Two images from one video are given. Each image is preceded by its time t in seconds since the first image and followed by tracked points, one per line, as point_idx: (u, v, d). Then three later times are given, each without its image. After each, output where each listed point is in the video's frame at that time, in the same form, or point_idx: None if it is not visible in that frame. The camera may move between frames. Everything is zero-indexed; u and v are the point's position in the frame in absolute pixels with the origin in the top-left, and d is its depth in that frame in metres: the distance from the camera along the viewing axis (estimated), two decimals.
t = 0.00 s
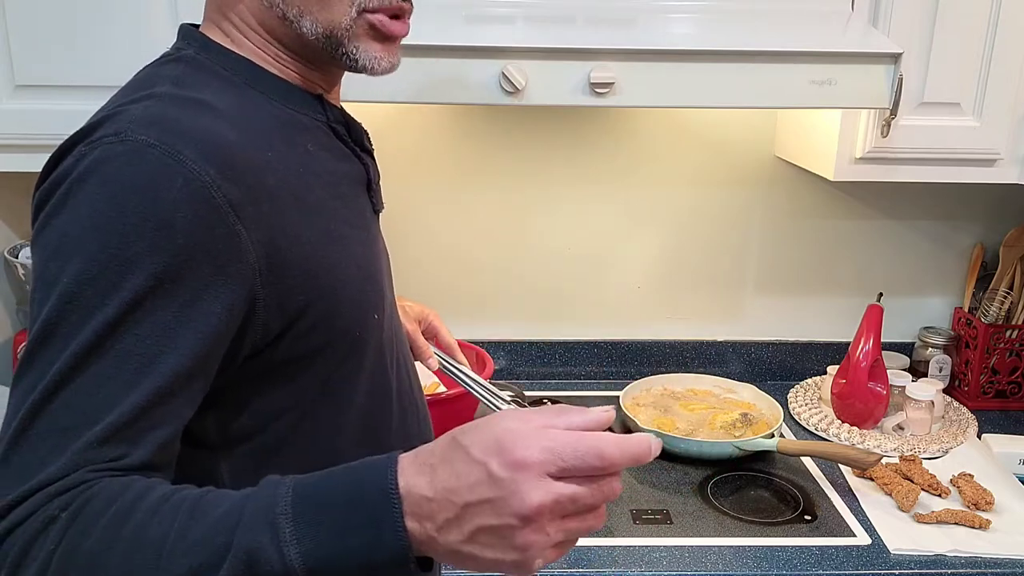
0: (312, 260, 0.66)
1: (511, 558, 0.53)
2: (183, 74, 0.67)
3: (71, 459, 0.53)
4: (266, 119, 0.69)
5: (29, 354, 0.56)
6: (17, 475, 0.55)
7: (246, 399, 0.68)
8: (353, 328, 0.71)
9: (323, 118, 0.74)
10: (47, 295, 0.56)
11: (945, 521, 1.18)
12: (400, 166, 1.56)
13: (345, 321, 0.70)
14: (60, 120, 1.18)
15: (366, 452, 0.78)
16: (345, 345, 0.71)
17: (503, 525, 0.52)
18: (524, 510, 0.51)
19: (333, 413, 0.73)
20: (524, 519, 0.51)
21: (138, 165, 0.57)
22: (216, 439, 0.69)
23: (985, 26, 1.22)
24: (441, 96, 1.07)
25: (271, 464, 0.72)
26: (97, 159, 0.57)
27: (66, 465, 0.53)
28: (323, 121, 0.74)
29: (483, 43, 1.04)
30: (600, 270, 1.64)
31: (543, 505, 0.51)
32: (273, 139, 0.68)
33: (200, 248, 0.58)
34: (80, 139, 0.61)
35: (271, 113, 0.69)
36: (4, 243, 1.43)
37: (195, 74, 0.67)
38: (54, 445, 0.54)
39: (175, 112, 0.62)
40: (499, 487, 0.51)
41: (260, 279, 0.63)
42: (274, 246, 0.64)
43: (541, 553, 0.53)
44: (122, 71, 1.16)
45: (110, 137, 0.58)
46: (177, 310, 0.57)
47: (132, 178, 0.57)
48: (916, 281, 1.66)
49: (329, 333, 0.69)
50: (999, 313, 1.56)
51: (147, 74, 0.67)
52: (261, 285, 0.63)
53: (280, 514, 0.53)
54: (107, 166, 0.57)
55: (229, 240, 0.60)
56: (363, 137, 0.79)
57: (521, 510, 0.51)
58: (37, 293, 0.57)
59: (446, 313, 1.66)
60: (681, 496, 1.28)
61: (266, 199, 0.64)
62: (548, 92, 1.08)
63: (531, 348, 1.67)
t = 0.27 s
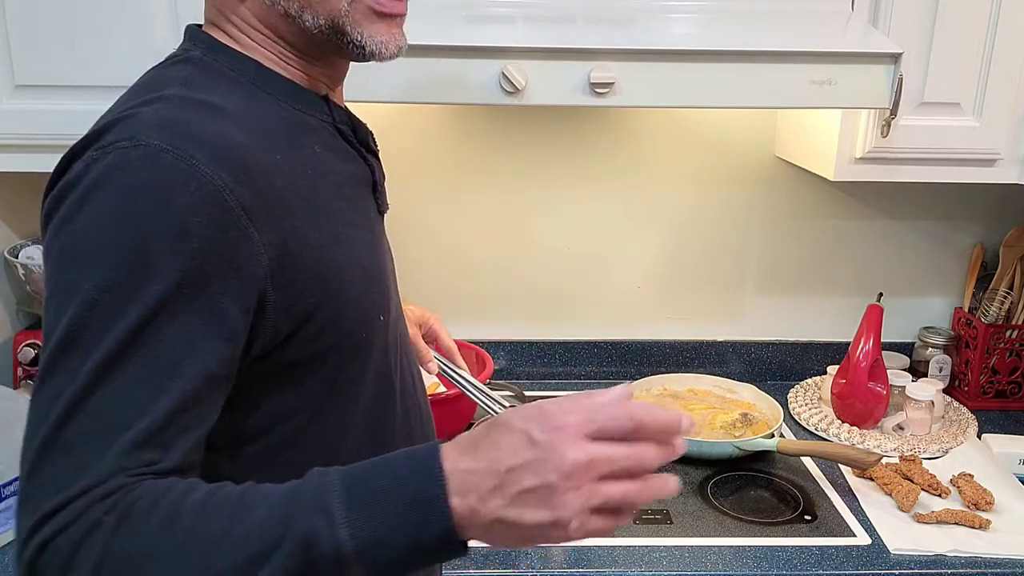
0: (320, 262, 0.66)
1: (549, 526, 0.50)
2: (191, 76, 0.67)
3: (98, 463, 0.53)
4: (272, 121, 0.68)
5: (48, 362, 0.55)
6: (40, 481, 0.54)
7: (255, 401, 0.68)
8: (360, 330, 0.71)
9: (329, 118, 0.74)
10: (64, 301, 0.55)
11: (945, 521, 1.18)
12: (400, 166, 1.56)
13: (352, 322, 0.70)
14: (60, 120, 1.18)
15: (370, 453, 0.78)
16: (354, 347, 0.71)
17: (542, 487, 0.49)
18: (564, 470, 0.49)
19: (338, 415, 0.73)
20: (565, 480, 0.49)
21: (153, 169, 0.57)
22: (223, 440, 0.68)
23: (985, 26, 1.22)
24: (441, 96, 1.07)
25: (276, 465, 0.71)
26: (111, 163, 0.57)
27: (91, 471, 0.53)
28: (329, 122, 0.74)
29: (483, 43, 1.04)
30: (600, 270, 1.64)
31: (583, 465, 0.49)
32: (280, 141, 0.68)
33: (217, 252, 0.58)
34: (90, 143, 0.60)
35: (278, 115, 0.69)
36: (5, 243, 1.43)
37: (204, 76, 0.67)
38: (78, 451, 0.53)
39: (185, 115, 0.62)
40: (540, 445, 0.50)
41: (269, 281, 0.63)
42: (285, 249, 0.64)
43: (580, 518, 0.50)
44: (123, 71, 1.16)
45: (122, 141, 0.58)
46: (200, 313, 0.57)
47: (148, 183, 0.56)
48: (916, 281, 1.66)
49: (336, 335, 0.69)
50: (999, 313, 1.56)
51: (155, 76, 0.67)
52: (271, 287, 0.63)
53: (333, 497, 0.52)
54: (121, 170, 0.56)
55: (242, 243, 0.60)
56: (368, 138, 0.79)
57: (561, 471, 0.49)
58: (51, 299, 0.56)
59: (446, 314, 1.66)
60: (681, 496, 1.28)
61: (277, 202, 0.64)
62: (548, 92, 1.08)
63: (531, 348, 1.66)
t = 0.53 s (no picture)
0: (325, 263, 0.67)
1: (576, 477, 0.55)
2: (197, 77, 0.66)
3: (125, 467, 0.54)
4: (277, 122, 0.68)
5: (68, 367, 0.55)
6: (68, 483, 0.55)
7: (258, 402, 0.68)
8: (364, 330, 0.71)
9: (332, 118, 0.74)
10: (80, 306, 0.55)
11: (945, 521, 1.18)
12: (401, 166, 1.56)
13: (356, 323, 0.70)
14: (60, 120, 1.18)
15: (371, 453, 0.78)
16: (359, 347, 0.71)
17: (565, 442, 0.56)
18: (582, 421, 0.56)
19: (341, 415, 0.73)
20: (584, 432, 0.56)
21: (165, 173, 0.57)
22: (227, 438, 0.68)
23: (985, 26, 1.22)
24: (441, 96, 1.07)
25: (279, 464, 0.71)
26: (123, 166, 0.57)
27: (119, 473, 0.54)
28: (332, 122, 0.74)
29: (483, 43, 1.04)
30: (600, 270, 1.64)
31: (598, 416, 0.56)
32: (285, 142, 0.68)
33: (232, 254, 0.59)
34: (98, 145, 0.60)
35: (282, 116, 0.69)
36: (5, 243, 1.43)
37: (210, 77, 0.67)
38: (108, 455, 0.54)
39: (193, 116, 0.62)
40: (559, 408, 0.57)
41: (276, 281, 0.63)
42: (292, 248, 0.64)
43: (603, 466, 0.55)
44: (124, 71, 1.16)
45: (132, 144, 0.58)
46: (216, 315, 0.57)
47: (162, 186, 0.56)
48: (916, 281, 1.66)
49: (340, 336, 0.69)
50: (999, 313, 1.56)
51: (159, 77, 0.67)
52: (278, 288, 0.63)
53: (382, 484, 0.57)
54: (134, 174, 0.56)
55: (254, 243, 0.60)
56: (369, 138, 0.79)
57: (580, 422, 0.56)
58: (64, 305, 0.56)
59: (446, 314, 1.66)
60: (681, 496, 1.28)
61: (284, 202, 0.64)
62: (548, 92, 1.08)
63: (531, 348, 1.66)
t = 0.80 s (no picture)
0: (324, 262, 0.67)
1: (546, 431, 0.65)
2: (197, 77, 0.66)
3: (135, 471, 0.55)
4: (277, 122, 0.69)
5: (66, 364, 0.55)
6: (70, 482, 0.55)
7: (255, 401, 0.68)
8: (361, 330, 0.70)
9: (332, 118, 0.74)
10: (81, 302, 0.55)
11: (945, 521, 1.18)
12: (400, 166, 1.56)
13: (354, 322, 0.69)
14: (60, 120, 1.18)
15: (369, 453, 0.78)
16: (358, 346, 0.71)
17: (529, 408, 0.67)
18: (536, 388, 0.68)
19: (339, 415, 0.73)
20: (541, 395, 0.67)
21: (167, 172, 0.57)
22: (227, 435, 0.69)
23: (985, 26, 1.22)
24: (441, 96, 1.07)
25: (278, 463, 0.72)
26: (124, 166, 0.57)
27: (128, 470, 0.55)
28: (332, 122, 0.74)
29: (483, 43, 1.04)
30: (600, 271, 1.64)
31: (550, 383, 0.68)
32: (285, 142, 0.68)
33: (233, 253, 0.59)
34: (99, 143, 0.60)
35: (282, 117, 0.69)
36: (5, 243, 1.43)
37: (209, 77, 0.67)
38: (114, 455, 0.55)
39: (194, 116, 0.62)
40: (515, 384, 0.69)
41: (273, 281, 0.63)
42: (291, 248, 0.64)
43: (568, 418, 0.66)
44: (124, 71, 1.16)
45: (134, 142, 0.58)
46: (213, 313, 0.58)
47: (163, 186, 0.57)
48: (916, 281, 1.66)
49: (337, 336, 0.69)
50: (999, 313, 1.56)
51: (160, 76, 0.67)
52: (274, 288, 0.63)
53: (393, 468, 0.63)
54: (135, 173, 0.57)
55: (253, 243, 0.60)
56: (369, 138, 0.79)
57: (535, 389, 0.68)
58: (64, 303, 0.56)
59: (446, 314, 1.66)
60: (681, 496, 1.28)
61: (284, 202, 0.64)
62: (548, 92, 1.08)
63: (531, 348, 1.66)
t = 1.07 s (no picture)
0: (324, 261, 0.66)
1: (549, 454, 0.64)
2: (200, 75, 0.67)
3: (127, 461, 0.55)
4: (279, 120, 0.68)
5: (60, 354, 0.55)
6: (58, 472, 0.55)
7: (255, 399, 0.68)
8: (363, 329, 0.70)
9: (335, 119, 0.74)
10: (79, 294, 0.55)
11: (945, 521, 1.18)
12: (401, 166, 1.56)
13: (355, 322, 0.69)
14: (60, 120, 1.18)
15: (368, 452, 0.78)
16: (359, 345, 0.71)
17: (535, 428, 0.66)
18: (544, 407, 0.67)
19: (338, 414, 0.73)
20: (548, 415, 0.66)
21: (169, 167, 0.57)
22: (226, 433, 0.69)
23: (985, 26, 1.22)
24: (441, 96, 1.07)
25: (278, 461, 0.72)
26: (126, 160, 0.57)
27: (115, 461, 0.55)
28: (334, 123, 0.74)
29: (483, 43, 1.04)
30: (600, 271, 1.64)
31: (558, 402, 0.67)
32: (287, 141, 0.68)
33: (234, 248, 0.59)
34: (102, 139, 0.60)
35: (285, 116, 0.69)
36: (5, 243, 1.43)
37: (212, 75, 0.67)
38: (102, 444, 0.54)
39: (197, 113, 0.62)
40: (525, 402, 0.68)
41: (273, 279, 0.63)
42: (291, 247, 0.64)
43: (574, 442, 0.64)
44: (124, 71, 1.16)
45: (138, 137, 0.58)
46: (210, 308, 0.58)
47: (164, 181, 0.57)
48: (916, 281, 1.66)
49: (338, 335, 0.69)
50: (999, 313, 1.56)
51: (164, 74, 0.67)
52: (274, 286, 0.63)
53: (391, 484, 0.63)
54: (137, 167, 0.57)
55: (253, 240, 0.60)
56: (372, 138, 0.79)
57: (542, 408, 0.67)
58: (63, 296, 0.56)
59: (446, 313, 1.66)
60: (681, 496, 1.28)
61: (286, 200, 0.64)
62: (548, 92, 1.08)
63: (531, 348, 1.66)
